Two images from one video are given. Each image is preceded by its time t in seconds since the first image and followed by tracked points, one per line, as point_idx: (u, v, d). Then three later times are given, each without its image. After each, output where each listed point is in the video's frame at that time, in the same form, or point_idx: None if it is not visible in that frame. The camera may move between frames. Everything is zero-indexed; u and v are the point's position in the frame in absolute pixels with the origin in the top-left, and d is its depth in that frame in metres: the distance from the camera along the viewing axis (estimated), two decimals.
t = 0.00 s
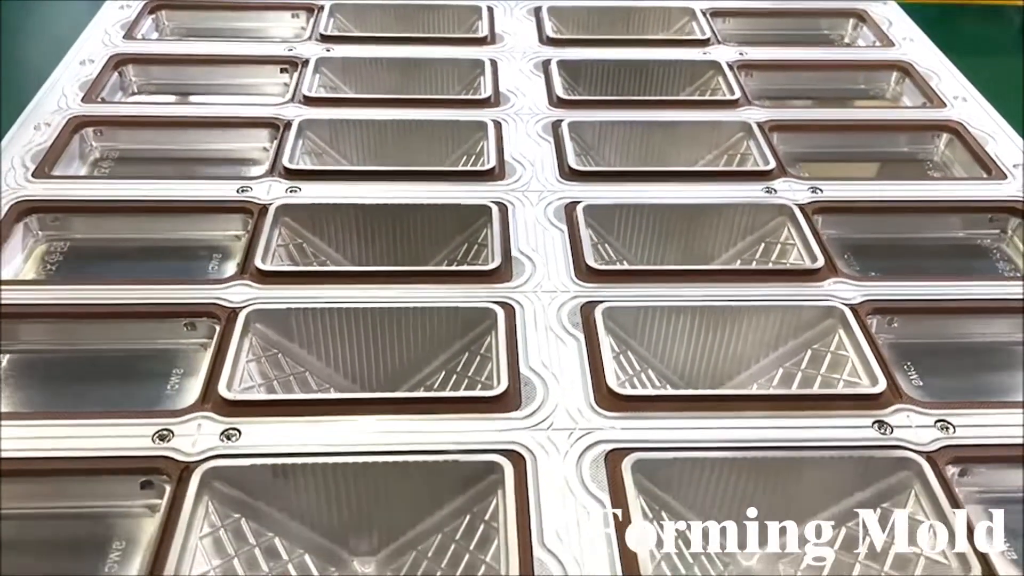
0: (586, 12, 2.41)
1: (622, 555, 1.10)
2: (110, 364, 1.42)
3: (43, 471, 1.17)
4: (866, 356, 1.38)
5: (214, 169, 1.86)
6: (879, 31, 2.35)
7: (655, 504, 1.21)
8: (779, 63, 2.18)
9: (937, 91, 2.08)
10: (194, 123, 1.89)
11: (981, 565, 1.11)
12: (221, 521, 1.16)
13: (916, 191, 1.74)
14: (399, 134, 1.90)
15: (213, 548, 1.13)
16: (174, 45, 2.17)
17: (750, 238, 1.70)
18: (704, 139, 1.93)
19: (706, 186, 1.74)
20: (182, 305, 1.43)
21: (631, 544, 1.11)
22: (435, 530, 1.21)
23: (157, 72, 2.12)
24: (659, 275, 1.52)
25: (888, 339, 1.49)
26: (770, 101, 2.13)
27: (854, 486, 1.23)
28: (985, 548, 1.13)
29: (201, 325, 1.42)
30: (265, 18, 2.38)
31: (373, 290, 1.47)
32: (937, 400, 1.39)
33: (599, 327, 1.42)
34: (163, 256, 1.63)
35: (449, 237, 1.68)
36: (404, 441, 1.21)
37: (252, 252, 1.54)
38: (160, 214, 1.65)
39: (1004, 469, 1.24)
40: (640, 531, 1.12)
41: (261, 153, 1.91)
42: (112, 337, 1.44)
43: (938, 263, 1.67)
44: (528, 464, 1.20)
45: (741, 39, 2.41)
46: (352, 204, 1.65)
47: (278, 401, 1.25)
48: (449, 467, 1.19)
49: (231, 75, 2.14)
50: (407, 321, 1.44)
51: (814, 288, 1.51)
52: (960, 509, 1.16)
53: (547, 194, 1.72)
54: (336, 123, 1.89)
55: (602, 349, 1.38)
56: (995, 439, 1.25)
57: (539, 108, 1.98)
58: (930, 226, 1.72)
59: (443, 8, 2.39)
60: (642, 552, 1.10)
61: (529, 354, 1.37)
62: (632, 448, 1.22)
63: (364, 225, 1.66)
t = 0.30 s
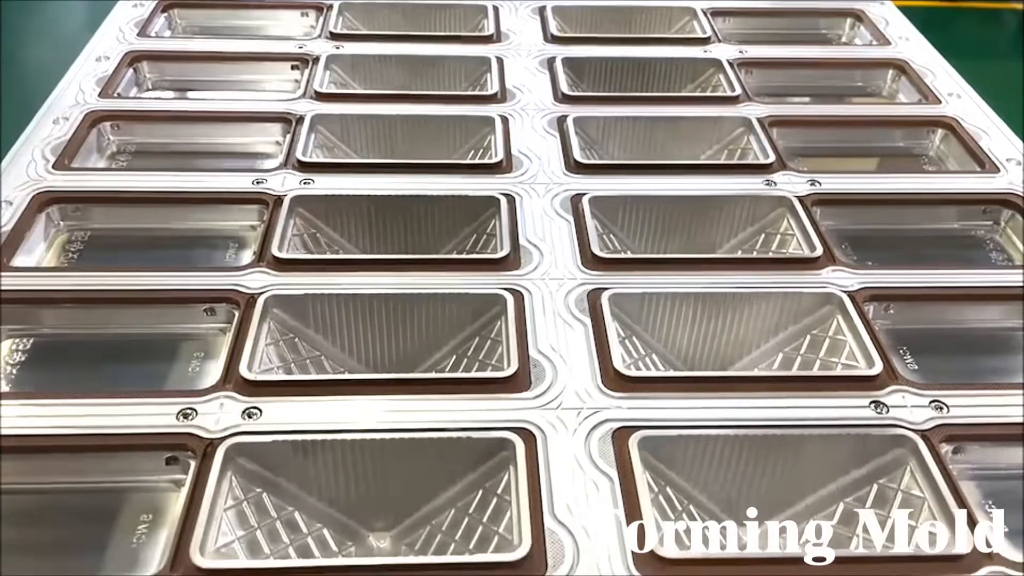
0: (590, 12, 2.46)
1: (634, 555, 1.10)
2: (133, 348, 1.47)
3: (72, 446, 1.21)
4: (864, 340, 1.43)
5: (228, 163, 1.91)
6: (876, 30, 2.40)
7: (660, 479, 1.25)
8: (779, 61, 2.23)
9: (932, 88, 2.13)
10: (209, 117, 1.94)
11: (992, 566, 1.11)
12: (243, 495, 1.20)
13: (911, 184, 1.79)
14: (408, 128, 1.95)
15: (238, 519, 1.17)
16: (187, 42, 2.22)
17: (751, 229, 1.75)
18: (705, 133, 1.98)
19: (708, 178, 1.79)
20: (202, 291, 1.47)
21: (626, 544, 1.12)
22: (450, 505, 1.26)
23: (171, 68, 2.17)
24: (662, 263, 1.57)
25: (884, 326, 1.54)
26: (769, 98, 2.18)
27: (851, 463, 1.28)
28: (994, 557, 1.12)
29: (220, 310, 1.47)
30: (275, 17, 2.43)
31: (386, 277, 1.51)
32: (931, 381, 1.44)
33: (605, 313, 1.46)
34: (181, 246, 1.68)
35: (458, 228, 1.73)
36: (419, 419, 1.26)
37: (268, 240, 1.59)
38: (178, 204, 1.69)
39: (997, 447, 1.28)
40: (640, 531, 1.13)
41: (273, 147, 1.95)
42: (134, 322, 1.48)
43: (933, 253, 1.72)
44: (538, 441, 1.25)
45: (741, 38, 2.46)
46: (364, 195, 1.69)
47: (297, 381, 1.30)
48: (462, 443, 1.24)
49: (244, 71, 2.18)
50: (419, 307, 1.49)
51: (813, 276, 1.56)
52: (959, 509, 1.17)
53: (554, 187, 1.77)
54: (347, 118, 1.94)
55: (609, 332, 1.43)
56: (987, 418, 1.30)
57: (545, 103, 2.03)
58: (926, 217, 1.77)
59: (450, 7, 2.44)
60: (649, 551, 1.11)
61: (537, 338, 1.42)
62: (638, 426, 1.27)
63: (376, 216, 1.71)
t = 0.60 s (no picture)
0: (590, 11, 2.50)
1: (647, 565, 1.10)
2: (144, 333, 1.51)
3: (90, 425, 1.25)
4: (857, 327, 1.47)
5: (237, 156, 1.95)
6: (871, 28, 2.45)
7: (659, 459, 1.29)
8: (775, 59, 2.28)
9: (926, 85, 2.17)
10: (217, 112, 1.98)
11: None
12: (255, 472, 1.24)
13: (905, 177, 1.83)
14: (412, 123, 1.99)
15: (250, 495, 1.21)
16: (195, 39, 2.26)
17: (747, 221, 1.79)
18: (704, 128, 2.03)
19: (706, 172, 1.83)
20: (213, 278, 1.51)
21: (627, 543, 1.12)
22: (456, 484, 1.30)
23: (179, 64, 2.21)
24: (661, 252, 1.61)
25: (877, 314, 1.58)
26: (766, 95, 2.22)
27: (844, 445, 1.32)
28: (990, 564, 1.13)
29: (231, 297, 1.51)
30: (281, 15, 2.48)
31: (393, 265, 1.55)
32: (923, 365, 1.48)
33: (605, 300, 1.50)
34: (191, 237, 1.72)
35: (462, 219, 1.77)
36: (426, 401, 1.30)
37: (277, 230, 1.63)
38: (189, 195, 1.73)
39: (985, 429, 1.32)
40: (641, 530, 1.13)
41: (281, 141, 1.99)
42: (146, 309, 1.52)
43: (925, 246, 1.76)
44: (541, 422, 1.29)
45: (739, 37, 2.51)
46: (369, 187, 1.73)
47: (306, 365, 1.34)
48: (466, 424, 1.28)
49: (251, 67, 2.22)
50: (425, 294, 1.53)
51: (808, 265, 1.60)
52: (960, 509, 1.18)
53: (556, 179, 1.81)
54: (353, 113, 1.98)
55: (609, 319, 1.47)
56: (976, 401, 1.34)
57: (547, 99, 2.07)
58: (919, 210, 1.81)
59: (453, 6, 2.48)
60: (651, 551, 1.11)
61: (540, 324, 1.46)
62: (637, 408, 1.31)
63: (381, 207, 1.75)
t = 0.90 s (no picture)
0: (590, 11, 2.55)
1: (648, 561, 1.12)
2: (156, 321, 1.54)
3: (106, 407, 1.29)
4: (850, 315, 1.51)
5: (245, 151, 1.99)
6: (867, 29, 2.49)
7: (657, 441, 1.33)
8: (772, 58, 2.32)
9: (919, 84, 2.22)
10: (225, 108, 2.02)
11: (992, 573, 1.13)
12: (266, 453, 1.28)
13: (897, 173, 1.88)
14: (417, 119, 2.03)
15: (261, 475, 1.25)
16: (203, 37, 2.30)
17: (744, 215, 1.83)
18: (702, 125, 2.07)
19: (703, 167, 1.87)
20: (224, 268, 1.55)
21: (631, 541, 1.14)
22: (460, 466, 1.33)
23: (187, 62, 2.25)
24: (660, 244, 1.65)
25: (870, 304, 1.62)
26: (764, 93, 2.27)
27: (836, 430, 1.36)
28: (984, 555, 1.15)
29: (241, 286, 1.55)
30: (287, 14, 2.52)
31: (398, 256, 1.59)
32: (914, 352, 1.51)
33: (605, 289, 1.55)
34: (201, 229, 1.76)
35: (465, 212, 1.81)
36: (431, 385, 1.34)
37: (285, 222, 1.67)
38: (199, 189, 1.77)
39: (973, 414, 1.36)
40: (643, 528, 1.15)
41: (288, 137, 2.04)
42: (158, 297, 1.56)
43: (917, 239, 1.80)
44: (542, 405, 1.33)
45: (737, 37, 2.55)
46: (375, 180, 1.78)
47: (314, 351, 1.38)
48: (470, 407, 1.32)
49: (257, 65, 2.27)
50: (429, 283, 1.57)
51: (803, 257, 1.64)
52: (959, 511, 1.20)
53: (557, 174, 1.85)
54: (359, 110, 2.02)
55: (609, 308, 1.51)
56: (965, 387, 1.39)
57: (548, 97, 2.11)
58: (911, 204, 1.85)
59: (455, 6, 2.53)
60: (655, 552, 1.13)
61: (541, 312, 1.50)
62: (635, 393, 1.35)
63: (386, 200, 1.79)
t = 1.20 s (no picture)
0: (589, 8, 2.60)
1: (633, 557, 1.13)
2: (164, 304, 1.59)
3: (117, 385, 1.34)
4: (836, 301, 1.55)
5: (249, 143, 2.04)
6: (860, 26, 2.54)
7: (648, 420, 1.37)
8: (766, 55, 2.37)
9: (910, 80, 2.26)
10: (231, 101, 2.07)
11: (981, 564, 1.16)
12: (271, 428, 1.33)
13: (886, 165, 1.92)
14: (417, 112, 2.08)
15: (266, 449, 1.30)
16: (209, 33, 2.35)
17: (736, 206, 1.88)
18: (696, 119, 2.11)
19: (697, 159, 1.92)
20: (230, 254, 1.60)
21: (626, 544, 1.14)
22: (457, 443, 1.38)
23: (193, 57, 2.30)
24: (653, 233, 1.70)
25: (858, 291, 1.67)
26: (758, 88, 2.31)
27: (822, 409, 1.40)
28: (981, 546, 1.17)
29: (246, 271, 1.60)
30: (290, 11, 2.57)
31: (399, 243, 1.64)
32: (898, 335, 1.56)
33: (599, 275, 1.59)
34: (207, 217, 1.81)
35: (464, 202, 1.85)
36: (429, 365, 1.39)
37: (289, 210, 1.72)
38: (206, 179, 1.82)
39: (954, 395, 1.41)
40: (642, 531, 1.16)
41: (292, 129, 2.08)
42: (165, 281, 1.60)
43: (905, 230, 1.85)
44: (537, 384, 1.37)
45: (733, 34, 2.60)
46: (376, 171, 1.82)
47: (317, 332, 1.42)
48: (468, 386, 1.37)
49: (262, 60, 2.31)
50: (429, 269, 1.61)
51: (793, 245, 1.69)
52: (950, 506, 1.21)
53: (554, 165, 1.90)
54: (361, 103, 2.07)
55: (603, 292, 1.55)
56: (947, 369, 1.43)
57: (546, 91, 2.16)
58: (900, 196, 1.90)
59: (456, 3, 2.58)
60: (649, 553, 1.13)
61: (537, 297, 1.55)
62: (627, 373, 1.40)
63: (388, 190, 1.84)
